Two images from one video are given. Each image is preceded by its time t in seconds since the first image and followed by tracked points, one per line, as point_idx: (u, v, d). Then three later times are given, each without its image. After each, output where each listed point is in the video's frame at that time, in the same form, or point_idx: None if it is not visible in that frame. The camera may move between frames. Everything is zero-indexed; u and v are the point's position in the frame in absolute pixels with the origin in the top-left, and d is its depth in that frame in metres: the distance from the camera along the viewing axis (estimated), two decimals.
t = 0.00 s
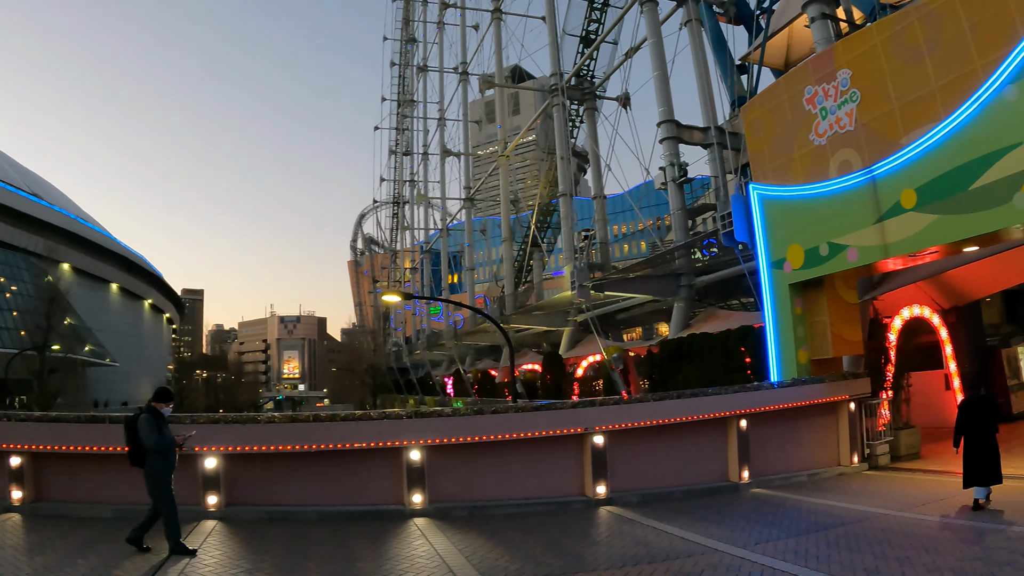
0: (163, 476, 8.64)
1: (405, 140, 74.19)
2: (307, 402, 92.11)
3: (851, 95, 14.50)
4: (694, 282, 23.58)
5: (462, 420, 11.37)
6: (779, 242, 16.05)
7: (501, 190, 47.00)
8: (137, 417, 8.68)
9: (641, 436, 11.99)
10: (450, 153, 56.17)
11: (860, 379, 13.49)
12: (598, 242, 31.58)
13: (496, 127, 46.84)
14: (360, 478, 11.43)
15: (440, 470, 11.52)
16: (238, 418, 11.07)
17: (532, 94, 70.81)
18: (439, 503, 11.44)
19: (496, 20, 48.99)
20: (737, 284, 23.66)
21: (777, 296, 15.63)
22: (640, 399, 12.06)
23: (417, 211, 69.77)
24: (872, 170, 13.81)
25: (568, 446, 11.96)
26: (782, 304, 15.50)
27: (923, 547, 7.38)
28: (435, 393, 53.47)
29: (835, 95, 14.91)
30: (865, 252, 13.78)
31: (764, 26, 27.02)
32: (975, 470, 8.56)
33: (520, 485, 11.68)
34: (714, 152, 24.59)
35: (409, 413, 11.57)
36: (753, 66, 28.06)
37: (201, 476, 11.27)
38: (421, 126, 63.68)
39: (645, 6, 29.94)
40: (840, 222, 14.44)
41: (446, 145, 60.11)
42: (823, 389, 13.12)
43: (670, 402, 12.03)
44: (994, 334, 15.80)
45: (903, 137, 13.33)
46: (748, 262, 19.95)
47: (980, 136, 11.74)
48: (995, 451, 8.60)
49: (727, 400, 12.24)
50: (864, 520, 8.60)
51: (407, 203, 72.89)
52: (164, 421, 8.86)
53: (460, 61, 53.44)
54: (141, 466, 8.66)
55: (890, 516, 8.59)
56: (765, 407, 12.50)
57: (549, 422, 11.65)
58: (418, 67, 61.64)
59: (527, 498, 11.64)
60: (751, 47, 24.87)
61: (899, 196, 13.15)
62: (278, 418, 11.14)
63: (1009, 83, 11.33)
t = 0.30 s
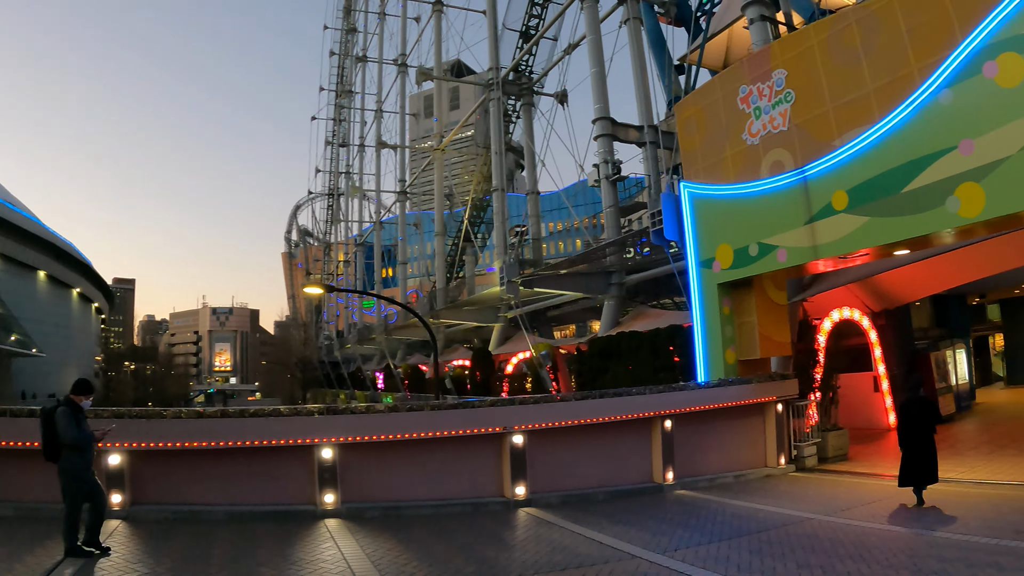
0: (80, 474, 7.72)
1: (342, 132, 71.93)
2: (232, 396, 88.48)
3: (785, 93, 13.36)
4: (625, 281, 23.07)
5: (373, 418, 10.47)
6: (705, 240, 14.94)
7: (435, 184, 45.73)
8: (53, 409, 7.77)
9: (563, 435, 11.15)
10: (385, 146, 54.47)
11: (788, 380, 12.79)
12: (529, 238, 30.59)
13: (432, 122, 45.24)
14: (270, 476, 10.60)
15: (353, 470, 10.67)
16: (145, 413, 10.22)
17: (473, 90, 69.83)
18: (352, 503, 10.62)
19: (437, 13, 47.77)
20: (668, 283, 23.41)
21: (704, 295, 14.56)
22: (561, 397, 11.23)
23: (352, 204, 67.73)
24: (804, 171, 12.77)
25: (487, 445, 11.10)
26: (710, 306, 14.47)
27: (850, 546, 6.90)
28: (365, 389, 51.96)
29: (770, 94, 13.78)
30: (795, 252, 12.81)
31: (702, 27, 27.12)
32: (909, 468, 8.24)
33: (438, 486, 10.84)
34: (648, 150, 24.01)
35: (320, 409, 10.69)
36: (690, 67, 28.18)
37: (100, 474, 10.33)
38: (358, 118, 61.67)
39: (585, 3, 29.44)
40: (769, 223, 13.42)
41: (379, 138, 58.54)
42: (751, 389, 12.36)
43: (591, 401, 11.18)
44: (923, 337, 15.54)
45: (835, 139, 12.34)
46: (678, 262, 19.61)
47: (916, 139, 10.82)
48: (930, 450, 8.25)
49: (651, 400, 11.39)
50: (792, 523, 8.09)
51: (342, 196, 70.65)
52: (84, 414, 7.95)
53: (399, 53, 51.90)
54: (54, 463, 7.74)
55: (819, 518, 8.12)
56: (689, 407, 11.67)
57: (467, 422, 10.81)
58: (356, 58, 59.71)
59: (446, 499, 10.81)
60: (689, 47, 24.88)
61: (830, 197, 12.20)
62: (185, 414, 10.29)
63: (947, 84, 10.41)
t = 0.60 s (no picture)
0: None
1: (278, 120, 69.40)
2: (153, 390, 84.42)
3: (716, 91, 12.58)
4: (554, 275, 21.97)
5: (281, 410, 9.84)
6: (630, 234, 13.97)
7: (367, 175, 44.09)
8: None
9: (480, 430, 10.42)
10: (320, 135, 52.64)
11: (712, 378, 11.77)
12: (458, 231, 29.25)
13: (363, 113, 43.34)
14: (173, 468, 9.89)
15: (261, 463, 9.98)
16: (43, 401, 9.60)
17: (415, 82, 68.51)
18: (260, 498, 9.92)
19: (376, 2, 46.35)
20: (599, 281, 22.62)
21: (629, 290, 13.68)
22: (474, 391, 10.38)
23: (286, 194, 65.38)
24: (732, 167, 11.93)
25: (402, 438, 10.46)
26: (633, 302, 13.56)
27: (768, 545, 6.47)
28: (294, 383, 50.23)
29: (701, 89, 12.96)
30: (721, 248, 11.97)
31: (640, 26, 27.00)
32: (840, 464, 7.85)
33: (349, 481, 10.20)
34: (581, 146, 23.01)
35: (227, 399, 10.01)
36: (628, 66, 28.07)
37: None
38: (294, 105, 59.49)
39: None
40: (695, 218, 12.56)
41: (315, 127, 56.65)
42: (673, 387, 11.32)
43: (508, 396, 10.32)
44: (850, 339, 15.51)
45: (765, 136, 11.60)
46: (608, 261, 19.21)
47: (847, 136, 10.10)
48: (865, 451, 7.81)
49: (571, 396, 10.56)
50: (711, 522, 7.64)
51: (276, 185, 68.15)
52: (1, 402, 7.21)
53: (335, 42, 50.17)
54: None
55: (740, 516, 7.70)
56: (608, 405, 10.76)
57: (379, 414, 10.08)
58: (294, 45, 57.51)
59: (356, 495, 10.15)
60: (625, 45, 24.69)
61: (757, 193, 11.40)
62: (83, 403, 9.61)
63: (880, 81, 9.74)
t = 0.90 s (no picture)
0: None
1: (220, 105, 66.78)
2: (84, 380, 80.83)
3: (658, 80, 11.85)
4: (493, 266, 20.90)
5: (197, 403, 9.38)
6: (567, 222, 13.13)
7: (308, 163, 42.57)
8: None
9: (408, 424, 9.79)
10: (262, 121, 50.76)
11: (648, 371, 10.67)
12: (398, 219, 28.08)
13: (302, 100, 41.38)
14: (88, 463, 9.56)
15: (177, 458, 9.56)
16: None
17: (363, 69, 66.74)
18: (177, 495, 9.52)
19: None
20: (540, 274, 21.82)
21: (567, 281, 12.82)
22: (401, 384, 9.73)
23: (227, 181, 63.04)
24: (671, 157, 11.23)
25: (325, 434, 9.93)
26: (569, 294, 12.74)
27: (698, 542, 6.09)
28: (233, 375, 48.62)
29: (643, 78, 12.20)
30: (660, 241, 11.28)
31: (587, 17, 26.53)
32: (792, 456, 7.68)
33: (268, 477, 9.72)
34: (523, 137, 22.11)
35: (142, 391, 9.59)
36: (575, 57, 27.60)
37: None
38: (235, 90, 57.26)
39: None
40: (634, 210, 11.84)
41: (259, 113, 54.68)
42: (606, 381, 10.28)
43: (434, 390, 9.67)
44: (791, 335, 15.50)
45: (707, 127, 10.88)
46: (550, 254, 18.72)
47: (791, 128, 9.55)
48: (816, 444, 7.62)
49: (500, 389, 9.68)
50: (642, 517, 7.25)
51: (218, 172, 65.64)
52: None
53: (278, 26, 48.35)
54: None
55: (673, 511, 7.31)
56: (538, 399, 9.75)
57: (300, 408, 9.51)
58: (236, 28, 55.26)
59: (277, 492, 9.70)
60: (572, 36, 24.21)
61: (697, 183, 10.77)
62: None
63: (825, 72, 9.23)
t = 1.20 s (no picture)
0: None
1: (181, 94, 64.93)
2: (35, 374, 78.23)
3: (620, 67, 10.66)
4: (451, 260, 20.27)
5: (131, 396, 8.76)
6: (520, 212, 11.78)
7: (268, 155, 41.49)
8: None
9: (353, 420, 9.18)
10: (223, 110, 49.39)
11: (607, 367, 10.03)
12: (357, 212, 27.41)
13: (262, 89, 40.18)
14: (15, 459, 8.93)
15: (109, 455, 8.90)
16: None
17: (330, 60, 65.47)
18: (109, 493, 8.88)
19: None
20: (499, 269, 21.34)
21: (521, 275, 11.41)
22: (344, 378, 9.12)
23: (187, 171, 61.34)
24: (630, 146, 10.17)
25: (265, 428, 9.32)
26: (523, 288, 11.29)
27: (651, 545, 5.67)
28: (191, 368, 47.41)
29: (603, 67, 10.99)
30: (617, 233, 10.14)
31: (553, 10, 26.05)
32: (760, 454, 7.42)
33: (204, 475, 9.10)
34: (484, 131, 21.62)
35: (71, 382, 8.94)
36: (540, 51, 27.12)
37: None
38: (197, 79, 55.69)
39: None
40: (588, 200, 10.67)
41: (221, 103, 53.27)
42: (561, 377, 9.58)
43: (380, 384, 9.09)
44: (751, 332, 15.28)
45: (667, 115, 9.93)
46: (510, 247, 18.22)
47: (754, 118, 8.71)
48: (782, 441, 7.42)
49: (448, 384, 9.05)
50: (595, 517, 6.80)
51: (177, 162, 63.82)
52: None
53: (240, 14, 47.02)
54: None
55: (627, 512, 6.88)
56: (488, 395, 9.10)
57: (238, 402, 8.88)
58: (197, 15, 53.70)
59: (213, 490, 9.09)
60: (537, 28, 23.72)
61: (655, 173, 9.79)
62: None
63: (791, 60, 8.41)
